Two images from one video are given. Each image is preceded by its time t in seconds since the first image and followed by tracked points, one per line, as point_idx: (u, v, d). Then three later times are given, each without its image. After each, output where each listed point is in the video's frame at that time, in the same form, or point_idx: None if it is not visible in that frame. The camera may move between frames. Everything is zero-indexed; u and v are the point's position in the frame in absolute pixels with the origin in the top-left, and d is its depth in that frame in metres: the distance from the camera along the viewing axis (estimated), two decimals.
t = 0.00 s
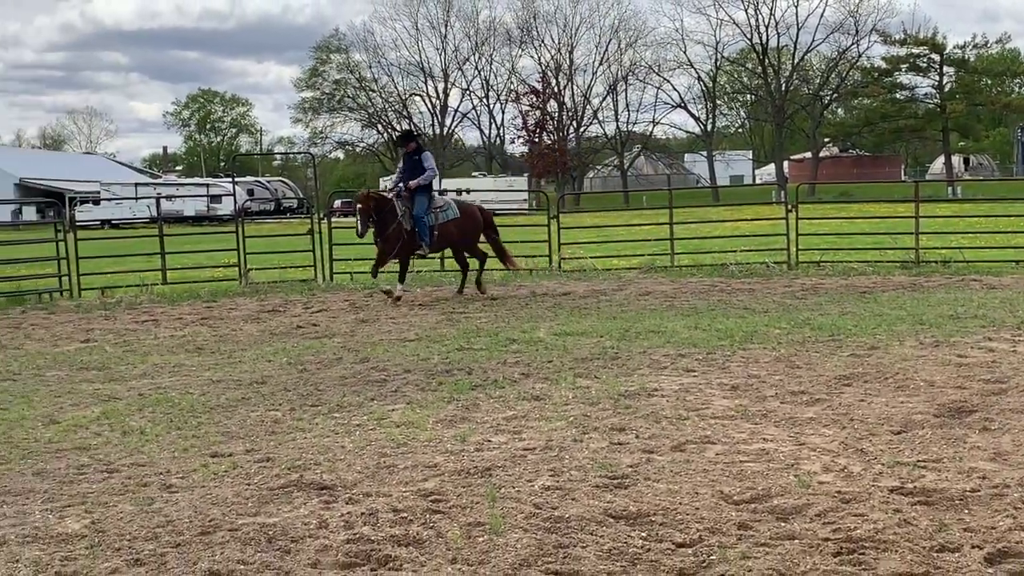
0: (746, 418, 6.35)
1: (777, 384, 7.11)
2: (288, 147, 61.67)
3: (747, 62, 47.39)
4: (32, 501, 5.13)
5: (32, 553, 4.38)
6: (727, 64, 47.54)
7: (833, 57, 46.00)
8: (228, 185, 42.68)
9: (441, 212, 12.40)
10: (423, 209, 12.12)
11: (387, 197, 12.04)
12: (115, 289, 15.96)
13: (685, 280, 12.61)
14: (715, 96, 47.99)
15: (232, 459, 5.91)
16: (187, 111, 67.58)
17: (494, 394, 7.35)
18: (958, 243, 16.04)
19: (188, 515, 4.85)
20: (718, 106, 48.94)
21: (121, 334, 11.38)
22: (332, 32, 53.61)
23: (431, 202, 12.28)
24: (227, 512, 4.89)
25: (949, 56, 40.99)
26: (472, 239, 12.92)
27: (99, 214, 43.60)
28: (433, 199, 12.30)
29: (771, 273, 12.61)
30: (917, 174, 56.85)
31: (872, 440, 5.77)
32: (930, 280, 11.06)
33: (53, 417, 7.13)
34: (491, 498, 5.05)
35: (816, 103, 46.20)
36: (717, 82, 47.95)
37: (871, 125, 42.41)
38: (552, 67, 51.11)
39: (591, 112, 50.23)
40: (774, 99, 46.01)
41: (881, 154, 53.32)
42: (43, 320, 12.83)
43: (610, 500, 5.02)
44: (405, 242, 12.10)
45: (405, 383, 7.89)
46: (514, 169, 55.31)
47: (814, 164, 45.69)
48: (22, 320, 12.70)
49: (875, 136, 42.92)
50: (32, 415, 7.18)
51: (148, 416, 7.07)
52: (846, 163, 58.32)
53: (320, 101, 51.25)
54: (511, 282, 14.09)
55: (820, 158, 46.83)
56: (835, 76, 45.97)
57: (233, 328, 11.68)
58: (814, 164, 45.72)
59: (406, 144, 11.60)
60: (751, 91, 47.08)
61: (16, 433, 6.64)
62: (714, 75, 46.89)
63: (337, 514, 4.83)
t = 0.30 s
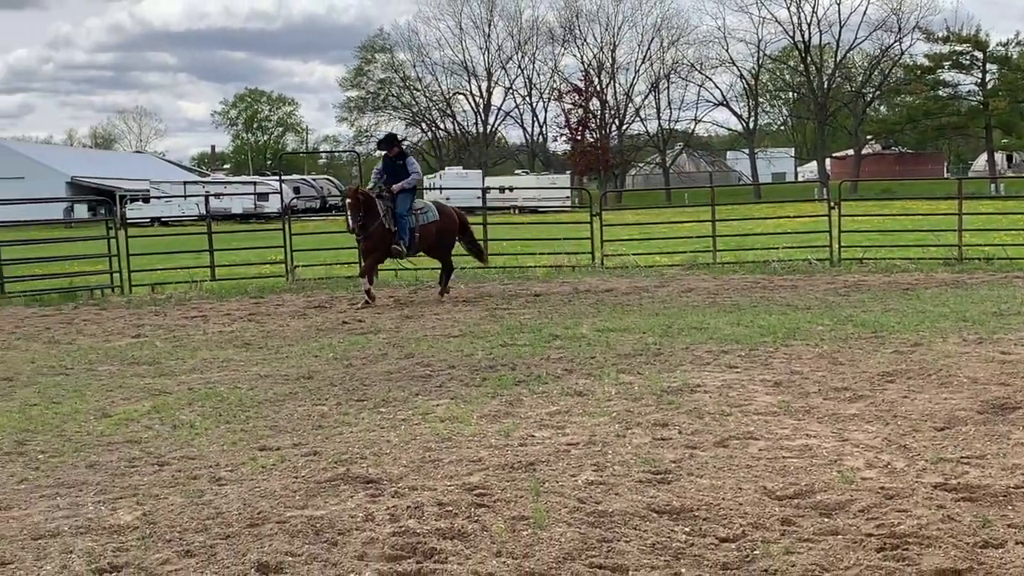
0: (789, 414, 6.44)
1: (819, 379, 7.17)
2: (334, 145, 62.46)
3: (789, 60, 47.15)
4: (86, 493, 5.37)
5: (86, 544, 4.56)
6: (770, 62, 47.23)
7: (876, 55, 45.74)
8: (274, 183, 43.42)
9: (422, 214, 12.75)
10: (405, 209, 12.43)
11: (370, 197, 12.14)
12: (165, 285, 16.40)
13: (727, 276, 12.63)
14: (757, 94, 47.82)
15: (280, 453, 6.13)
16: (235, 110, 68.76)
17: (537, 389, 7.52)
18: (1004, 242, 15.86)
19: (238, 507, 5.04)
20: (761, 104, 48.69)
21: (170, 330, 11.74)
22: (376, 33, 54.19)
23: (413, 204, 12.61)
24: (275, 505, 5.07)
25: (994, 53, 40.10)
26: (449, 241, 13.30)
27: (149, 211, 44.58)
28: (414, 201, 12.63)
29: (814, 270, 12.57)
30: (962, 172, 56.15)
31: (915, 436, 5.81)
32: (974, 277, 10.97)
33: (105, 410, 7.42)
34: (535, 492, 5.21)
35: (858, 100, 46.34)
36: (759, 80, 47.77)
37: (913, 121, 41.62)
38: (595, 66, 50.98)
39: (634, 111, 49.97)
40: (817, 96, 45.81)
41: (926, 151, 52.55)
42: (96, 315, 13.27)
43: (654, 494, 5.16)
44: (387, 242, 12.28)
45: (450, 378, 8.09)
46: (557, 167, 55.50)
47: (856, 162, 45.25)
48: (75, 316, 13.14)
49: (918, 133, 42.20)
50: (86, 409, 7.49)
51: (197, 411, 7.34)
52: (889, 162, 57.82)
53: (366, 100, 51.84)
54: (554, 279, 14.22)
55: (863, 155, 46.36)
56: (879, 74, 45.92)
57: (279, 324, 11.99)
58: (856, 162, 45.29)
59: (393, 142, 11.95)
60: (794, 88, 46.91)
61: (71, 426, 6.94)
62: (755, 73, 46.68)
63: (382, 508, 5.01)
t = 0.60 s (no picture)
0: (835, 411, 6.49)
1: (866, 376, 7.21)
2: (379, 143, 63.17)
3: (835, 57, 46.81)
4: (138, 485, 5.54)
5: (138, 535, 4.70)
6: (815, 59, 46.91)
7: (922, 51, 45.59)
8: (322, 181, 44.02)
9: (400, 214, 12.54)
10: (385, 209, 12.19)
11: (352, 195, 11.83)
12: (215, 281, 16.80)
13: (772, 273, 12.63)
14: (802, 91, 47.64)
15: (329, 447, 6.34)
16: (283, 109, 69.82)
17: (583, 384, 7.68)
18: None
19: (288, 500, 5.21)
20: (806, 100, 48.44)
21: (219, 326, 12.03)
22: (422, 32, 54.68)
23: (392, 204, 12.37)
24: (325, 498, 5.24)
25: None
26: (424, 244, 13.15)
27: (200, 209, 45.50)
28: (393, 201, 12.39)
29: (860, 267, 12.52)
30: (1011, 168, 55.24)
31: (962, 433, 5.85)
32: None
33: (157, 404, 7.69)
34: (582, 487, 5.36)
35: (903, 97, 46.12)
36: (805, 77, 47.56)
37: (960, 118, 40.83)
38: (640, 63, 50.89)
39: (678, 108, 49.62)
40: (863, 93, 45.76)
41: (974, 147, 51.79)
42: (147, 311, 13.65)
43: (700, 490, 5.27)
44: (368, 243, 12.01)
45: (496, 373, 8.27)
46: (602, 164, 55.62)
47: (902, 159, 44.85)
48: (127, 312, 13.52)
49: (965, 130, 41.52)
50: (138, 403, 7.76)
51: (247, 405, 7.60)
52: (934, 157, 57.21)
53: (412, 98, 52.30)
54: (599, 275, 14.32)
55: (909, 151, 45.93)
56: (924, 70, 46.02)
57: (326, 320, 12.26)
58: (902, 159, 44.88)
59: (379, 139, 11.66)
60: (839, 85, 46.79)
61: (124, 419, 7.20)
62: (801, 70, 46.49)
63: (430, 502, 5.17)
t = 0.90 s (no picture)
0: (896, 408, 6.57)
1: (926, 373, 7.25)
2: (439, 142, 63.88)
3: (894, 54, 46.11)
4: (205, 477, 5.87)
5: (207, 526, 4.98)
6: (874, 56, 46.29)
7: (983, 48, 44.80)
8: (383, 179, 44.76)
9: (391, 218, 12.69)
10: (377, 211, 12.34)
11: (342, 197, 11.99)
12: (279, 278, 17.33)
13: (832, 270, 12.61)
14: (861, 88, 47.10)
15: (392, 441, 6.64)
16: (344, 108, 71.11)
17: (642, 380, 7.86)
18: None
19: (353, 493, 5.50)
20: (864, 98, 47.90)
21: (282, 322, 12.48)
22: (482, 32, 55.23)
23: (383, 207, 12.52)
24: (389, 492, 5.52)
25: None
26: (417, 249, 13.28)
27: (264, 207, 46.66)
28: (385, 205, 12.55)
29: (922, 264, 12.43)
30: None
31: None
32: None
33: (224, 398, 8.10)
34: (642, 483, 5.55)
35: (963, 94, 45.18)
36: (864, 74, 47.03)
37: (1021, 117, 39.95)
38: (698, 61, 50.73)
39: (737, 105, 49.89)
40: (922, 90, 45.03)
41: None
42: (213, 307, 14.19)
43: (760, 487, 5.42)
44: (359, 244, 12.14)
45: (556, 369, 8.50)
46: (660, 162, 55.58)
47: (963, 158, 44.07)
48: (194, 307, 14.08)
49: None
50: (205, 396, 8.17)
51: (311, 399, 7.97)
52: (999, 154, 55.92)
53: (472, 97, 52.83)
54: (657, 272, 14.44)
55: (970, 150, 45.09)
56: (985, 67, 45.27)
57: (387, 316, 12.62)
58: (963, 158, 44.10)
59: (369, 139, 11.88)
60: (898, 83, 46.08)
61: (191, 412, 7.61)
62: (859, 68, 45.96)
63: (491, 496, 5.42)
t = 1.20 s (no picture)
0: (980, 407, 6.58)
1: (1012, 373, 7.20)
2: (515, 139, 64.30)
3: (976, 49, 44.65)
4: (288, 471, 6.25)
5: (289, 519, 5.29)
6: (955, 51, 44.87)
7: None
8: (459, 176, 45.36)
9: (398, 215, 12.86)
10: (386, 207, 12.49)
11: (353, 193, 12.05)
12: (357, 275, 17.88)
13: (913, 267, 12.45)
14: (942, 83, 45.82)
15: (470, 437, 6.94)
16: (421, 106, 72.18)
17: (721, 378, 7.99)
18: None
19: (433, 488, 5.81)
20: (946, 93, 46.69)
21: (360, 318, 12.93)
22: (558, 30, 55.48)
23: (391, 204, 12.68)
24: (468, 487, 5.82)
25: None
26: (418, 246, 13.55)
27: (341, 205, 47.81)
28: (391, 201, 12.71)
29: (1007, 261, 12.18)
30: None
31: None
32: None
33: (304, 393, 8.54)
34: (722, 481, 5.71)
35: None
36: (946, 69, 45.72)
37: None
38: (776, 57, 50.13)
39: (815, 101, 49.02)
40: (1005, 85, 43.57)
41: None
42: (293, 303, 14.75)
43: (842, 485, 5.53)
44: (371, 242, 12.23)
45: (634, 366, 8.69)
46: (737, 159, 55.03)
47: None
48: (274, 303, 14.67)
49: None
50: (286, 391, 8.63)
51: (389, 395, 8.33)
52: None
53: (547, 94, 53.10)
54: (734, 269, 14.44)
55: None
56: None
57: (464, 312, 12.95)
58: None
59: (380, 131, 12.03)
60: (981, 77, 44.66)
61: (273, 407, 8.05)
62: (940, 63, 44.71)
63: (570, 492, 5.67)
